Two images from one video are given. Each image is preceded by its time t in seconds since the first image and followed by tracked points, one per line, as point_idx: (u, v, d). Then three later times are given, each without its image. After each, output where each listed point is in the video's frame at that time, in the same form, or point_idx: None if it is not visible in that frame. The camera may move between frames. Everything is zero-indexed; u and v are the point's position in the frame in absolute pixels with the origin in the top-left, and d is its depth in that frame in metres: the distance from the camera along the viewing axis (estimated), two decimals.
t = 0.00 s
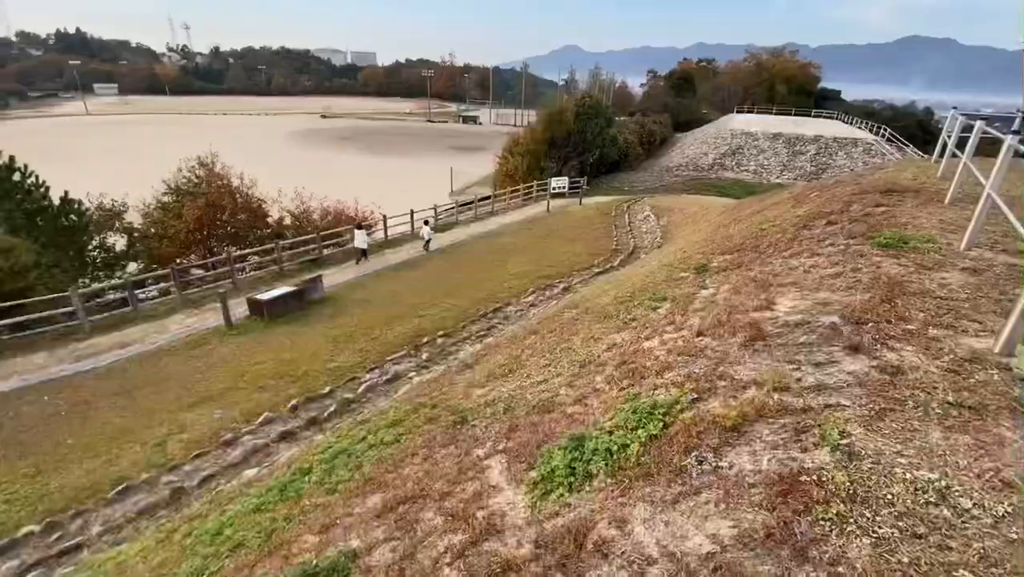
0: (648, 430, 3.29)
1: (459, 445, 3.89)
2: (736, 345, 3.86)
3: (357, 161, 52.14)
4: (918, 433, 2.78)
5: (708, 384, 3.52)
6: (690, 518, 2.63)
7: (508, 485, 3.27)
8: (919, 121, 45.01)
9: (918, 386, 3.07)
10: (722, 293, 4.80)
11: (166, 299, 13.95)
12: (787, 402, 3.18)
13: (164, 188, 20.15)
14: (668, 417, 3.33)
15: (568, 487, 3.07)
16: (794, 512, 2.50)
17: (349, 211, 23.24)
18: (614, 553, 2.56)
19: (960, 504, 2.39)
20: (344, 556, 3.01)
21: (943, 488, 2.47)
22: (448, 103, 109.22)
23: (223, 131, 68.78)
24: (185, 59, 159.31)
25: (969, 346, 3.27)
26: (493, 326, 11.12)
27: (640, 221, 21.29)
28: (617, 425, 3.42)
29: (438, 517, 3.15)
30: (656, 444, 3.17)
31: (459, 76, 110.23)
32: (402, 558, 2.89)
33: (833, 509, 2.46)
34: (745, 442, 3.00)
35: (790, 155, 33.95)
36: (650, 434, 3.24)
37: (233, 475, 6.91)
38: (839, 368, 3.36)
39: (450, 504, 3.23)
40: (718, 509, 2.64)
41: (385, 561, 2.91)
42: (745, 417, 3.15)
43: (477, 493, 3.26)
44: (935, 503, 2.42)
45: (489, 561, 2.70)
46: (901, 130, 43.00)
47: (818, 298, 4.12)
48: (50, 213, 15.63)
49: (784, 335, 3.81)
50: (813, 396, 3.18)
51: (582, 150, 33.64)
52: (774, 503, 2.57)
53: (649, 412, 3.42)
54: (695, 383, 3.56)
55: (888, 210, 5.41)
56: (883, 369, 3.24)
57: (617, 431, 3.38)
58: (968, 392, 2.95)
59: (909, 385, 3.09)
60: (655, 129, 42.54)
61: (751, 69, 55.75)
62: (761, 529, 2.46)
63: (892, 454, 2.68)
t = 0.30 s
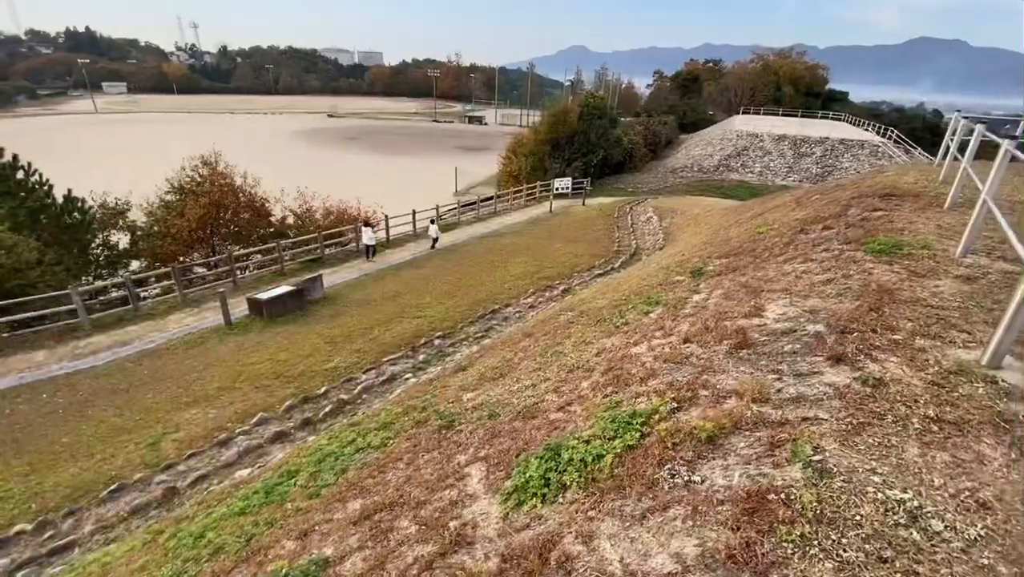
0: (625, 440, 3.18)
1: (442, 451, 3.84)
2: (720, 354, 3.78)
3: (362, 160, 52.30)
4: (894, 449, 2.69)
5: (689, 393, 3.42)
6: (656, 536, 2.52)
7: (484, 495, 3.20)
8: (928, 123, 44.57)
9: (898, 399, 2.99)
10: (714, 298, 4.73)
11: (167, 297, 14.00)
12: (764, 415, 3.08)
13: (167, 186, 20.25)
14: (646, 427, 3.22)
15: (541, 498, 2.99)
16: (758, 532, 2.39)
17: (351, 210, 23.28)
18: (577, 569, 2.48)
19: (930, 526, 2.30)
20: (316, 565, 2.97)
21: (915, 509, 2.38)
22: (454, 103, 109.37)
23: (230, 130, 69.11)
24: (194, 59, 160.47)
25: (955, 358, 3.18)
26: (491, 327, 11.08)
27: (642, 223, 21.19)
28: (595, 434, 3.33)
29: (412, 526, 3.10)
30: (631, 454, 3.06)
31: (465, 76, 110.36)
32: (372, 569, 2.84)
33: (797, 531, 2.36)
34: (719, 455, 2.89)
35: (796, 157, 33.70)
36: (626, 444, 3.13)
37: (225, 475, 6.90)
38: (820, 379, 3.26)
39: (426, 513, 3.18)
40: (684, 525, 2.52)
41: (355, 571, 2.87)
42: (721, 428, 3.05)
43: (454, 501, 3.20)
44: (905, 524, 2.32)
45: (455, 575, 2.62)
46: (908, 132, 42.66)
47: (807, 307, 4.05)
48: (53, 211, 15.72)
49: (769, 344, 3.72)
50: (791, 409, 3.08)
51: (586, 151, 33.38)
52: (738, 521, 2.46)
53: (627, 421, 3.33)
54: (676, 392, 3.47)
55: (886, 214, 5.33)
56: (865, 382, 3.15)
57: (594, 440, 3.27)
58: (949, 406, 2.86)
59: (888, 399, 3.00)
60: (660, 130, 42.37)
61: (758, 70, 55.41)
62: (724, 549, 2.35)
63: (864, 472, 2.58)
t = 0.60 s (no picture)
0: (593, 457, 3.11)
1: (423, 461, 3.84)
2: (697, 368, 3.74)
3: (369, 160, 52.49)
4: (853, 475, 2.62)
5: (662, 409, 3.36)
6: (609, 560, 2.45)
7: (456, 509, 3.17)
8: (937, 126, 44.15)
9: (863, 423, 2.93)
10: (700, 308, 4.72)
11: (169, 297, 14.12)
12: (731, 434, 2.99)
13: (172, 186, 20.41)
14: (615, 444, 3.16)
15: (508, 515, 2.93)
16: (703, 561, 2.30)
17: (354, 211, 23.39)
18: None
19: (878, 559, 2.21)
20: None
21: (864, 539, 2.29)
22: (461, 103, 109.59)
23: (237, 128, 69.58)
24: (204, 57, 161.71)
25: (927, 380, 3.12)
26: (488, 331, 11.09)
27: (645, 226, 21.14)
28: (566, 450, 3.28)
29: (383, 540, 3.10)
30: (597, 472, 2.99)
31: (473, 76, 110.59)
32: None
33: (741, 561, 2.26)
34: (681, 476, 2.80)
35: (802, 160, 33.50)
36: (593, 462, 3.07)
37: (218, 477, 6.96)
38: (790, 400, 3.19)
39: (398, 526, 3.17)
40: (638, 550, 2.45)
41: None
42: (686, 447, 2.97)
43: (425, 515, 3.18)
44: (850, 556, 2.24)
45: None
46: (917, 135, 42.32)
47: (788, 322, 4.00)
48: (58, 210, 15.90)
49: (745, 360, 3.67)
50: (758, 428, 3.01)
51: (590, 153, 33.15)
52: (686, 549, 2.37)
53: (598, 437, 3.28)
54: (648, 408, 3.41)
55: (878, 225, 5.31)
56: (832, 404, 3.09)
57: (565, 456, 3.21)
58: (913, 431, 2.80)
59: (853, 422, 2.94)
60: (666, 132, 42.22)
61: (766, 71, 55.12)
62: None
63: (819, 498, 2.50)
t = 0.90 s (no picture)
0: (565, 473, 3.07)
1: (405, 469, 3.81)
2: (679, 381, 3.68)
3: (375, 160, 52.60)
4: (821, 500, 2.54)
5: (638, 424, 3.31)
6: None
7: (428, 520, 3.14)
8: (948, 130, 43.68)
9: (838, 445, 2.85)
10: (689, 317, 4.67)
11: (171, 296, 14.18)
12: (702, 454, 2.93)
13: (177, 185, 20.53)
14: (588, 460, 3.11)
15: (476, 531, 2.89)
16: None
17: (358, 212, 23.48)
18: None
19: None
20: None
21: (825, 571, 2.21)
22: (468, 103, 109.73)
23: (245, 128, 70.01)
24: (214, 58, 162.68)
25: (908, 398, 3.05)
26: (486, 334, 11.06)
27: (648, 229, 21.04)
28: (540, 464, 3.23)
29: (356, 551, 3.07)
30: (567, 489, 2.94)
31: (480, 77, 110.80)
32: None
33: None
34: (649, 496, 2.74)
35: (809, 163, 33.23)
36: (565, 478, 3.02)
37: (212, 478, 6.94)
38: (764, 418, 3.13)
39: (371, 537, 3.13)
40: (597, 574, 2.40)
41: None
42: (656, 466, 2.91)
43: (398, 526, 3.14)
44: None
45: None
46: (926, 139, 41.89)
47: (774, 335, 3.94)
48: (66, 208, 16.01)
49: (726, 374, 3.62)
50: (730, 447, 2.95)
51: (595, 155, 32.86)
52: None
53: (572, 451, 3.23)
54: (625, 422, 3.36)
55: (874, 234, 5.24)
56: (808, 423, 3.02)
57: (537, 471, 3.17)
58: (888, 454, 2.71)
59: (828, 444, 2.86)
60: (672, 134, 42.08)
61: (774, 74, 54.86)
62: None
63: (783, 525, 2.42)
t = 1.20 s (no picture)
0: (536, 488, 2.98)
1: (384, 478, 3.74)
2: (661, 393, 3.58)
3: (381, 162, 52.76)
4: (792, 527, 2.43)
5: (614, 439, 3.21)
6: None
7: (397, 535, 3.07)
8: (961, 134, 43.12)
9: (816, 466, 2.74)
10: (681, 325, 4.58)
11: (174, 296, 14.23)
12: (673, 473, 2.83)
13: (183, 186, 20.64)
14: (559, 475, 3.02)
15: (441, 548, 2.80)
16: None
17: (362, 213, 23.52)
18: None
19: None
20: None
21: None
22: (476, 106, 110.01)
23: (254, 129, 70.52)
24: (226, 60, 164.23)
25: (895, 417, 2.93)
26: (484, 337, 10.99)
27: (652, 233, 20.90)
28: (512, 479, 3.14)
29: (324, 564, 3.01)
30: (535, 506, 2.85)
31: (488, 80, 111.12)
32: None
33: None
34: (615, 518, 2.65)
35: (817, 168, 32.91)
36: (534, 494, 2.93)
37: (204, 480, 6.91)
38: (742, 436, 3.02)
39: (338, 551, 3.08)
40: None
41: None
42: (626, 485, 2.81)
43: (367, 540, 3.08)
44: None
45: None
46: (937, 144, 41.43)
47: (762, 346, 3.83)
48: (73, 207, 16.11)
49: (709, 387, 3.51)
50: (704, 467, 2.85)
51: (600, 158, 32.85)
52: None
53: (545, 466, 3.14)
54: (601, 437, 3.27)
55: (875, 242, 5.12)
56: (786, 443, 2.92)
57: (509, 485, 3.08)
58: (867, 478, 2.60)
59: (805, 465, 2.75)
60: (679, 138, 41.88)
61: (783, 77, 54.50)
62: None
63: (748, 554, 2.31)
